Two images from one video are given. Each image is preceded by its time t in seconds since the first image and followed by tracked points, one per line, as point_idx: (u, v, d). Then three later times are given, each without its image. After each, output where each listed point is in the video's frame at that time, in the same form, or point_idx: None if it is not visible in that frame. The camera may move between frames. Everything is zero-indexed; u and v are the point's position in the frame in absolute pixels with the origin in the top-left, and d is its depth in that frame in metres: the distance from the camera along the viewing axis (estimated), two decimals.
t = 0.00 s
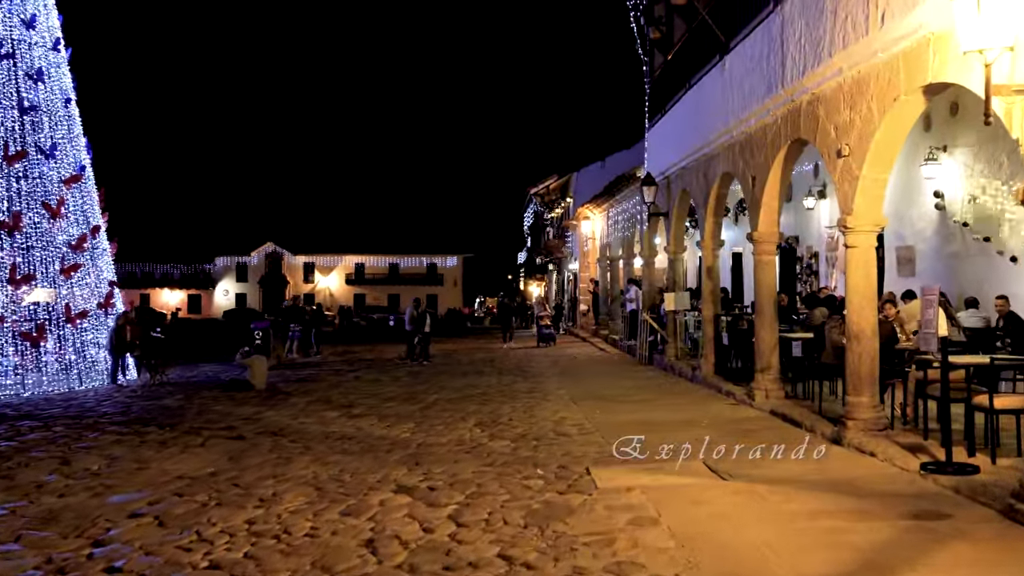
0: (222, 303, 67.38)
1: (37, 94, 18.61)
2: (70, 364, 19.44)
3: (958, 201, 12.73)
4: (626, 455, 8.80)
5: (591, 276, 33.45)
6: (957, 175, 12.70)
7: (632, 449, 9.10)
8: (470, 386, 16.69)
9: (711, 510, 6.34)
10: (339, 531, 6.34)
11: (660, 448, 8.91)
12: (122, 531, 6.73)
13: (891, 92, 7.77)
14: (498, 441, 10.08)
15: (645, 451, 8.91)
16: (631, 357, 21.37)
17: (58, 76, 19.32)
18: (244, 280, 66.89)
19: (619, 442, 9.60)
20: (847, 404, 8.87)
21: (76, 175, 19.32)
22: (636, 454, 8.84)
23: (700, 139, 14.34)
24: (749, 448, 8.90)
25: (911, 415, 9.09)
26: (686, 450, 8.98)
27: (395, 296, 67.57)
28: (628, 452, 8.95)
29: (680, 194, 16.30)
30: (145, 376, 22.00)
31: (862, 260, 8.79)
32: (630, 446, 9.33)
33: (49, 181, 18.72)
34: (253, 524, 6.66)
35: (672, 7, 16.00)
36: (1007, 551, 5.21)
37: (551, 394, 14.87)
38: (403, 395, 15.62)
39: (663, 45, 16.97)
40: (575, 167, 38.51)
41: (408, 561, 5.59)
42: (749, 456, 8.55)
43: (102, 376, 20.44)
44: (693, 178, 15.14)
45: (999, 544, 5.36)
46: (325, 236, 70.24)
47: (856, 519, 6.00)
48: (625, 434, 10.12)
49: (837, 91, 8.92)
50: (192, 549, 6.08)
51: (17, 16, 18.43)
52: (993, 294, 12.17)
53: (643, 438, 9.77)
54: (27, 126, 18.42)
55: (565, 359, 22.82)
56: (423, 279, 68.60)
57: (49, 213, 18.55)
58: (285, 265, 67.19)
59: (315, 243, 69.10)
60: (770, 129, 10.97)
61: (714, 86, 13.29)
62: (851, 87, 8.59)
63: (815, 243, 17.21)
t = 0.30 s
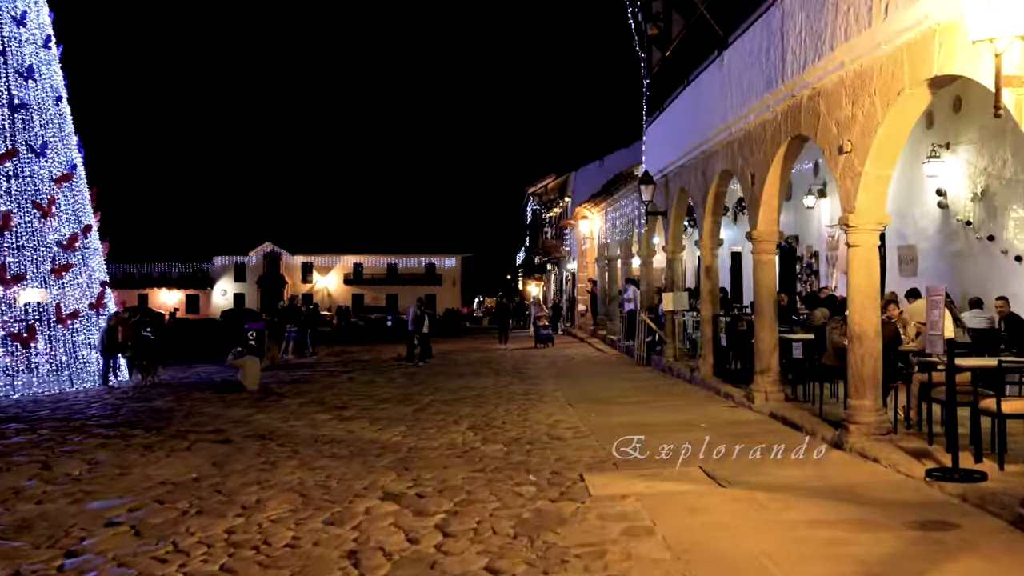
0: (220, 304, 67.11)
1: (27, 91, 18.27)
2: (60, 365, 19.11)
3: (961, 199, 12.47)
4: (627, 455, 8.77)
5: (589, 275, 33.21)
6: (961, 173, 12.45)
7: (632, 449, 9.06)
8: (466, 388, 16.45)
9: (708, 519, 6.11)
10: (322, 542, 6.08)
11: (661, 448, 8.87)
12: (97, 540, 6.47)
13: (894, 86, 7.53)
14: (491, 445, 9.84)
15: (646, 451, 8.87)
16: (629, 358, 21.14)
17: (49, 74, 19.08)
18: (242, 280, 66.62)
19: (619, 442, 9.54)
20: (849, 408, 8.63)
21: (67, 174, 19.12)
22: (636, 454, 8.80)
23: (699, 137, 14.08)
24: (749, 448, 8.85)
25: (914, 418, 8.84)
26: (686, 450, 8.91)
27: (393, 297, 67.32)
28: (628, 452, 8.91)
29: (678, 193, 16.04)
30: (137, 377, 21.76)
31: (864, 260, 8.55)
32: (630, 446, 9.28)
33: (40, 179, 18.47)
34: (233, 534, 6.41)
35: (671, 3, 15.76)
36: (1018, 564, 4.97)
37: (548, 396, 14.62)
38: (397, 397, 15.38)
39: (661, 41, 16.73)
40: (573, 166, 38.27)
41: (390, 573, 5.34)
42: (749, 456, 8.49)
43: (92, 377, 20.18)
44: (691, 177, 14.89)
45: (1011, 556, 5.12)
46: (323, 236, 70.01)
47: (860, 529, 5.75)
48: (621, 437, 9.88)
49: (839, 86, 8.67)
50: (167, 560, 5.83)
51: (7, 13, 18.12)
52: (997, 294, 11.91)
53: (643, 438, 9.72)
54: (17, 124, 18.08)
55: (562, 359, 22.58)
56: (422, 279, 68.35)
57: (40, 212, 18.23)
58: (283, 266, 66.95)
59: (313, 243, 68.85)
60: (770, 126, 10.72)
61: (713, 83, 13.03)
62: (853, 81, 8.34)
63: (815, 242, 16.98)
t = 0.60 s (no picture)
0: (218, 303, 66.83)
1: (17, 87, 18.02)
2: (50, 364, 18.87)
3: (963, 195, 12.24)
4: (627, 455, 8.54)
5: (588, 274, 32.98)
6: (963, 168, 12.22)
7: (632, 449, 8.83)
8: (461, 388, 16.20)
9: (703, 523, 5.87)
10: (300, 546, 5.84)
11: (661, 448, 8.65)
12: (68, 544, 6.22)
13: (896, 74, 7.30)
14: (482, 446, 9.60)
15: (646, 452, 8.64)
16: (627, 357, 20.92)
17: (40, 70, 18.77)
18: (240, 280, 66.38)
19: (619, 442, 9.31)
20: (849, 407, 8.38)
21: (57, 171, 18.79)
22: (636, 454, 8.57)
23: (696, 131, 13.83)
24: (750, 448, 8.62)
25: (915, 418, 8.60)
26: (687, 450, 8.69)
27: (392, 296, 67.10)
28: (628, 453, 8.67)
29: (675, 189, 15.80)
30: (129, 377, 21.50)
31: (864, 256, 8.31)
32: (630, 446, 9.05)
33: (30, 177, 18.17)
34: (209, 538, 6.17)
35: None
36: None
37: (543, 395, 14.39)
38: (390, 397, 15.14)
39: (658, 36, 16.50)
40: (571, 165, 38.05)
41: None
42: (750, 456, 8.27)
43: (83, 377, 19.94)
44: (689, 172, 14.65)
45: (1019, 561, 4.88)
46: (321, 235, 69.79)
47: (860, 533, 5.51)
48: (616, 438, 9.64)
49: (838, 76, 8.43)
50: (138, 566, 5.59)
51: None
52: (999, 291, 11.67)
53: (643, 438, 9.49)
54: (7, 120, 17.84)
55: (559, 359, 22.34)
56: (421, 279, 68.13)
57: (29, 209, 17.97)
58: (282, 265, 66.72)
59: (312, 243, 68.63)
60: (768, 118, 10.48)
61: (711, 76, 12.78)
62: (853, 70, 8.11)
63: (815, 240, 16.74)
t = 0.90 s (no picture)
0: (215, 303, 66.55)
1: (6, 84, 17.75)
2: (39, 365, 18.61)
3: (965, 194, 12.00)
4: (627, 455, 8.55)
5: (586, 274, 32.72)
6: (964, 167, 11.98)
7: (632, 449, 8.85)
8: (454, 389, 15.96)
9: (695, 535, 5.62)
10: (273, 560, 5.59)
11: (662, 448, 8.68)
12: (34, 556, 5.97)
13: (896, 69, 7.06)
14: (471, 451, 9.35)
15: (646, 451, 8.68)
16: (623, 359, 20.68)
17: (30, 66, 18.48)
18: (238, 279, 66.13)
19: (619, 442, 9.34)
20: (847, 412, 8.13)
21: (48, 169, 18.52)
22: (635, 455, 8.56)
23: (692, 129, 13.59)
24: (750, 448, 8.66)
25: (916, 423, 8.36)
26: (686, 450, 8.72)
27: (391, 296, 66.84)
28: (628, 452, 8.71)
29: (672, 187, 15.55)
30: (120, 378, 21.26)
31: (863, 257, 8.08)
32: (630, 446, 9.07)
33: (19, 175, 17.88)
34: (180, 550, 5.92)
35: None
36: None
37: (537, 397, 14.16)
38: (382, 399, 14.90)
39: (655, 33, 16.27)
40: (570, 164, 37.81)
41: None
42: (750, 455, 8.30)
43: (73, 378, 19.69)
44: (685, 171, 14.40)
45: None
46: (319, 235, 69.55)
47: (858, 547, 5.27)
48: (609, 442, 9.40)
49: (837, 71, 8.18)
50: None
51: None
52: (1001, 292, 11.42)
53: (643, 438, 9.53)
54: None
55: (555, 360, 22.11)
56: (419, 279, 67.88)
57: (17, 208, 17.70)
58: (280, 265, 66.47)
59: (310, 243, 68.40)
60: (765, 115, 10.22)
61: (708, 72, 12.53)
62: (852, 65, 7.86)
63: (813, 240, 16.52)
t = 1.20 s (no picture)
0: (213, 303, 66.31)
1: None
2: (28, 366, 18.34)
3: (966, 192, 11.76)
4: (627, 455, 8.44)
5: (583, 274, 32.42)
6: (965, 164, 11.75)
7: (632, 448, 8.73)
8: (447, 390, 15.72)
9: (686, 544, 5.38)
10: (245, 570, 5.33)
11: (662, 448, 8.56)
12: None
13: (896, 60, 6.83)
14: (459, 453, 9.11)
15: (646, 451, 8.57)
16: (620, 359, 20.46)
17: (19, 63, 18.21)
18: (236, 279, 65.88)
19: (619, 441, 9.21)
20: (847, 415, 7.88)
21: (37, 167, 18.25)
22: (635, 455, 8.47)
23: (689, 125, 13.35)
24: (751, 447, 8.54)
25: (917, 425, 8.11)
26: (686, 450, 8.58)
27: (389, 296, 66.60)
28: (628, 452, 8.61)
29: (669, 185, 15.30)
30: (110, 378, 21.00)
31: (863, 255, 7.83)
32: (630, 446, 8.94)
33: (8, 173, 17.62)
34: (150, 559, 5.67)
35: None
36: None
37: (531, 399, 13.92)
38: (374, 400, 14.66)
39: (652, 29, 16.03)
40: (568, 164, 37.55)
41: None
42: (750, 455, 8.19)
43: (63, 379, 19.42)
44: (682, 168, 14.15)
45: None
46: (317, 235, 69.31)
47: (856, 557, 5.03)
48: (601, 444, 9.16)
49: (837, 62, 7.94)
50: None
51: None
52: (1003, 292, 11.18)
53: (643, 438, 9.41)
54: None
55: (552, 360, 21.90)
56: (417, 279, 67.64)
57: (6, 206, 17.44)
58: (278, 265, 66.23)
59: (308, 242, 68.15)
60: (763, 110, 9.97)
61: (704, 67, 12.29)
62: (852, 56, 7.62)
63: (812, 239, 16.28)
